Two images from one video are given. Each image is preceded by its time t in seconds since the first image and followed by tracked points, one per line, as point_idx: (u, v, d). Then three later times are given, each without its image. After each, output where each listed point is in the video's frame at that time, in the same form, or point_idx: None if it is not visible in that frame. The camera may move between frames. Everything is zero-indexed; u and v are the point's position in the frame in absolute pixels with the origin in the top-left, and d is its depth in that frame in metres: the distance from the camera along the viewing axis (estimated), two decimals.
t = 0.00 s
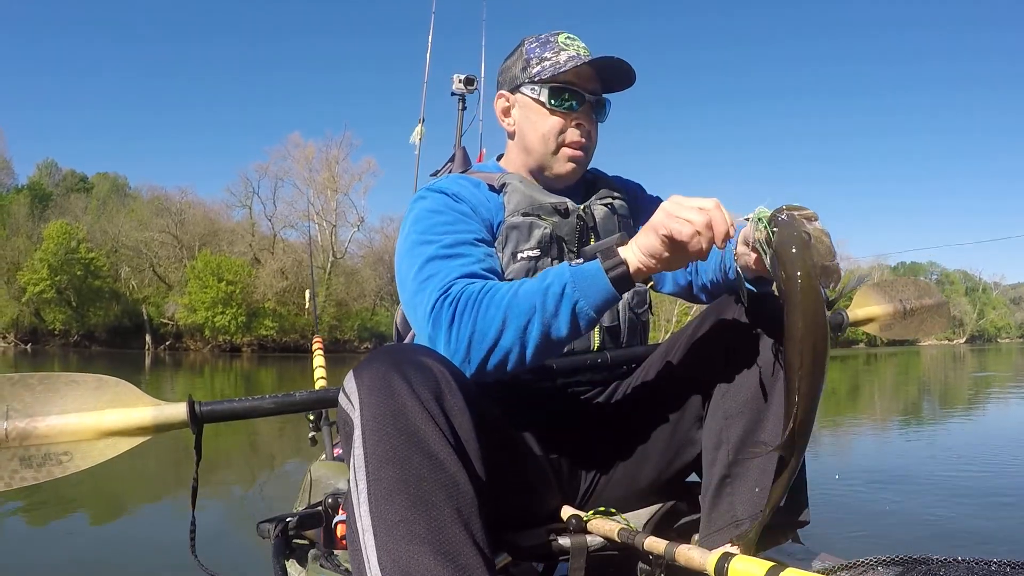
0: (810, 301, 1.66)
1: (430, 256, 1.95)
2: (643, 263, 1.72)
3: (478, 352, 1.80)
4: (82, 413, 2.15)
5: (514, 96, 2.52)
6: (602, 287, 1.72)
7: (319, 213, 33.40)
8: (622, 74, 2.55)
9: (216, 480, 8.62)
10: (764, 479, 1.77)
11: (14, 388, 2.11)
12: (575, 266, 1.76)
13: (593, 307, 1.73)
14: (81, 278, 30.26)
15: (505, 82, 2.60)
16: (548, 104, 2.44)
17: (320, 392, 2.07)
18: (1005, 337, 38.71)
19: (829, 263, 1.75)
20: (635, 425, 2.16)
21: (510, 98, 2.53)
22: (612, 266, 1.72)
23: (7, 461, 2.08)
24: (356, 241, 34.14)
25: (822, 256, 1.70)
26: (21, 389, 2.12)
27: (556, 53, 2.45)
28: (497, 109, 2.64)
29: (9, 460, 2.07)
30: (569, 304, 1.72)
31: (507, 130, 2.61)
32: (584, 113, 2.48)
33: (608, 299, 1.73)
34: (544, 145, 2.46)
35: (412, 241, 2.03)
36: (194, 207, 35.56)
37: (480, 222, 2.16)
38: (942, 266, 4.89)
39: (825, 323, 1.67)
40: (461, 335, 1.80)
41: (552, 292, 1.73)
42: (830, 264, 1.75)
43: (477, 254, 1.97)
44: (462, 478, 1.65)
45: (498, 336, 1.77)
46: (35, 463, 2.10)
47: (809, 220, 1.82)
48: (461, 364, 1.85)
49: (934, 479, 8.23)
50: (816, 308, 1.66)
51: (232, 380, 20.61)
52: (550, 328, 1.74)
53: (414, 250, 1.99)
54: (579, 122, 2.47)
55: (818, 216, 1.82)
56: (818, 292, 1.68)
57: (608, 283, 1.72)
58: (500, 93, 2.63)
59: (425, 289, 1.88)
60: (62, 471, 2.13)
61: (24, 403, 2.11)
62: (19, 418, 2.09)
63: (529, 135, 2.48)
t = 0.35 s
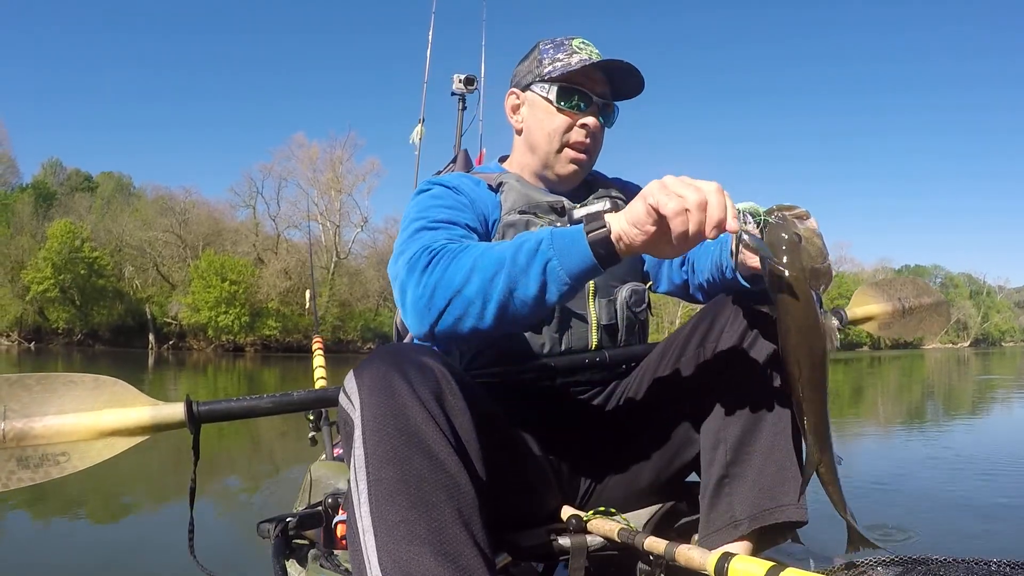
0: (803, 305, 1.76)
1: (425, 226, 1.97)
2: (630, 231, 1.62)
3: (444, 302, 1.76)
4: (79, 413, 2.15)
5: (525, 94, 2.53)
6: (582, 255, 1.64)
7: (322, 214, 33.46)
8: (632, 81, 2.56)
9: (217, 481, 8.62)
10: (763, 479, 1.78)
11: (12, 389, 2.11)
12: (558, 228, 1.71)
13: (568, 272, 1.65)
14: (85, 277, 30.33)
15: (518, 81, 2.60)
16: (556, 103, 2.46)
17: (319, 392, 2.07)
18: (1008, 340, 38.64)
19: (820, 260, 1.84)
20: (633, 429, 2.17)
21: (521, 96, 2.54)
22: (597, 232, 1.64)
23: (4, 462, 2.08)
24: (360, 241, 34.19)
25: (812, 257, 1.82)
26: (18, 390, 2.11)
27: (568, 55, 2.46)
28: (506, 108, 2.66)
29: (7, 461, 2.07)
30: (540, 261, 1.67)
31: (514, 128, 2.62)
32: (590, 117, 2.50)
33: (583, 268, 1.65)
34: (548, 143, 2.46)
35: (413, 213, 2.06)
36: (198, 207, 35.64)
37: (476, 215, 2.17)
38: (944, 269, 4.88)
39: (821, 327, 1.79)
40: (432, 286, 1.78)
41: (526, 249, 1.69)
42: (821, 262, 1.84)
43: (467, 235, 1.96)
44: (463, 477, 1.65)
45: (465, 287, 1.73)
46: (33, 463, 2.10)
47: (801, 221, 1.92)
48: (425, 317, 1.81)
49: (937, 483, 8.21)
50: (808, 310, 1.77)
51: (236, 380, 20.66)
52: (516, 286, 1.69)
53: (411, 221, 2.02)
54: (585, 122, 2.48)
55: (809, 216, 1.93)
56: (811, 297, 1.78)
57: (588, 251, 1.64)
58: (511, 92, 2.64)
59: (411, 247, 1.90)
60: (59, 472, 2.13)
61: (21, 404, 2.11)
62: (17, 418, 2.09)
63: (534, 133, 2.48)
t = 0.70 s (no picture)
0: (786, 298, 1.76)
1: (424, 196, 1.99)
2: (630, 205, 1.64)
3: (424, 245, 1.74)
4: (78, 415, 2.14)
5: (532, 94, 2.53)
6: (575, 224, 1.66)
7: (327, 213, 33.51)
8: (640, 87, 2.55)
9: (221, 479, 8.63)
10: (762, 481, 1.78)
11: (11, 391, 2.11)
12: (558, 202, 1.73)
13: (557, 238, 1.66)
14: (90, 274, 30.41)
15: (526, 81, 2.60)
16: (563, 104, 2.45)
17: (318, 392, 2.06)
18: (1014, 347, 38.45)
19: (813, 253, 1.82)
20: (635, 430, 2.14)
21: (528, 96, 2.54)
22: (594, 207, 1.68)
23: (3, 463, 2.08)
24: (364, 241, 34.19)
25: (804, 253, 1.80)
26: (18, 391, 2.11)
27: (576, 58, 2.45)
28: (513, 107, 2.65)
29: (6, 463, 2.07)
30: (533, 222, 1.68)
31: (519, 128, 2.62)
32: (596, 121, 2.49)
33: (571, 239, 1.66)
34: (552, 144, 2.46)
35: (415, 185, 2.09)
36: (203, 206, 35.72)
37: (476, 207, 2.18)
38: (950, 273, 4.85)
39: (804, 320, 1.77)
40: (419, 231, 1.77)
41: (521, 210, 1.70)
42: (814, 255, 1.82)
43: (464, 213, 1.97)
44: (461, 479, 1.64)
45: (451, 232, 1.72)
46: (32, 465, 2.09)
47: (795, 215, 1.87)
48: (397, 259, 1.77)
49: (940, 489, 8.17)
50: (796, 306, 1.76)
51: (239, 379, 20.67)
52: (502, 240, 1.68)
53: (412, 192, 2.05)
54: (590, 125, 2.47)
55: (805, 212, 1.87)
56: (796, 296, 1.76)
57: (582, 223, 1.66)
58: (519, 91, 2.63)
59: (408, 204, 1.92)
60: (58, 473, 2.13)
61: (21, 406, 2.11)
62: (16, 420, 2.09)
63: (539, 133, 2.48)
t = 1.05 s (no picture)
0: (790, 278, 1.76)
1: (438, 187, 1.99)
2: (648, 223, 1.61)
3: (431, 238, 1.74)
4: (75, 417, 2.15)
5: (530, 95, 2.53)
6: (582, 229, 1.65)
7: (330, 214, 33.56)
8: (638, 89, 2.55)
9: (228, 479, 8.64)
10: (761, 480, 1.77)
11: (9, 393, 2.11)
12: (569, 203, 1.72)
13: (563, 243, 1.65)
14: (94, 275, 30.49)
15: (524, 81, 2.60)
16: (560, 105, 2.45)
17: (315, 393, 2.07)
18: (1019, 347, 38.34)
19: (819, 242, 1.83)
20: (636, 430, 2.15)
21: (526, 97, 2.53)
22: (607, 216, 1.65)
23: (3, 465, 2.08)
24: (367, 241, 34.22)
25: (809, 241, 1.80)
26: (15, 393, 2.11)
27: (575, 60, 2.45)
28: (511, 106, 2.65)
29: (6, 465, 2.07)
30: (540, 226, 1.67)
31: (517, 127, 2.62)
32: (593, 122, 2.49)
33: (576, 245, 1.65)
34: (548, 145, 2.47)
35: (421, 178, 2.08)
36: (207, 206, 35.80)
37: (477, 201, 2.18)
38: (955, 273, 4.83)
39: (810, 314, 1.79)
40: (427, 222, 1.77)
41: (530, 213, 1.69)
42: (820, 245, 1.83)
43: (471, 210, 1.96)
44: (461, 479, 1.65)
45: (459, 228, 1.72)
46: (31, 467, 2.10)
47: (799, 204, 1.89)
48: (404, 249, 1.78)
49: (944, 489, 8.15)
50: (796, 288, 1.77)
51: (243, 379, 20.67)
52: (508, 242, 1.68)
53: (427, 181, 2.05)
54: (586, 127, 2.47)
55: (808, 201, 1.89)
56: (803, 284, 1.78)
57: (591, 231, 1.64)
58: (517, 91, 2.63)
59: (420, 193, 1.92)
60: (57, 474, 2.13)
61: (19, 408, 2.11)
62: (15, 422, 2.09)
63: (536, 134, 2.48)
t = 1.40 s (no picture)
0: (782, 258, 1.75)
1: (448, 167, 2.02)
2: (661, 180, 1.60)
3: (437, 205, 1.76)
4: (75, 415, 2.15)
5: (530, 96, 2.52)
6: (587, 188, 1.63)
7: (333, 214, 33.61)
8: (639, 92, 2.55)
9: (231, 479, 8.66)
10: (762, 481, 1.77)
11: (9, 390, 2.11)
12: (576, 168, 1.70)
13: (569, 202, 1.64)
14: (97, 277, 30.54)
15: (525, 82, 2.59)
16: (559, 108, 2.45)
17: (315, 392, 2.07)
18: None
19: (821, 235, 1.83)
20: (636, 430, 2.17)
21: (527, 98, 2.53)
22: (615, 174, 1.63)
23: (3, 463, 2.08)
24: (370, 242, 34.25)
25: (812, 233, 1.80)
26: (15, 390, 2.11)
27: (576, 63, 2.45)
28: (512, 106, 2.65)
29: (6, 463, 2.08)
30: (546, 185, 1.66)
31: (518, 128, 2.62)
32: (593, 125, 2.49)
33: (583, 204, 1.63)
34: (548, 146, 2.48)
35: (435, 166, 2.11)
36: (210, 207, 35.85)
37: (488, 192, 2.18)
38: (957, 272, 4.83)
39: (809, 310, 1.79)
40: (434, 190, 1.79)
41: (535, 173, 1.68)
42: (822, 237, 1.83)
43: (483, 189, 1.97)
44: (462, 479, 1.65)
45: (463, 193, 1.73)
46: (30, 465, 2.10)
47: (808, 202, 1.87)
48: (409, 218, 1.80)
49: (948, 487, 8.13)
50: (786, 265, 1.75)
51: (246, 379, 20.70)
52: (511, 203, 1.67)
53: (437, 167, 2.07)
54: (585, 130, 2.48)
55: (817, 200, 1.87)
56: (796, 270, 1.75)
57: (598, 191, 1.62)
58: (518, 91, 2.62)
59: (429, 170, 1.94)
60: (57, 472, 2.14)
61: (19, 405, 2.12)
62: (15, 419, 2.09)
63: (537, 135, 2.49)
